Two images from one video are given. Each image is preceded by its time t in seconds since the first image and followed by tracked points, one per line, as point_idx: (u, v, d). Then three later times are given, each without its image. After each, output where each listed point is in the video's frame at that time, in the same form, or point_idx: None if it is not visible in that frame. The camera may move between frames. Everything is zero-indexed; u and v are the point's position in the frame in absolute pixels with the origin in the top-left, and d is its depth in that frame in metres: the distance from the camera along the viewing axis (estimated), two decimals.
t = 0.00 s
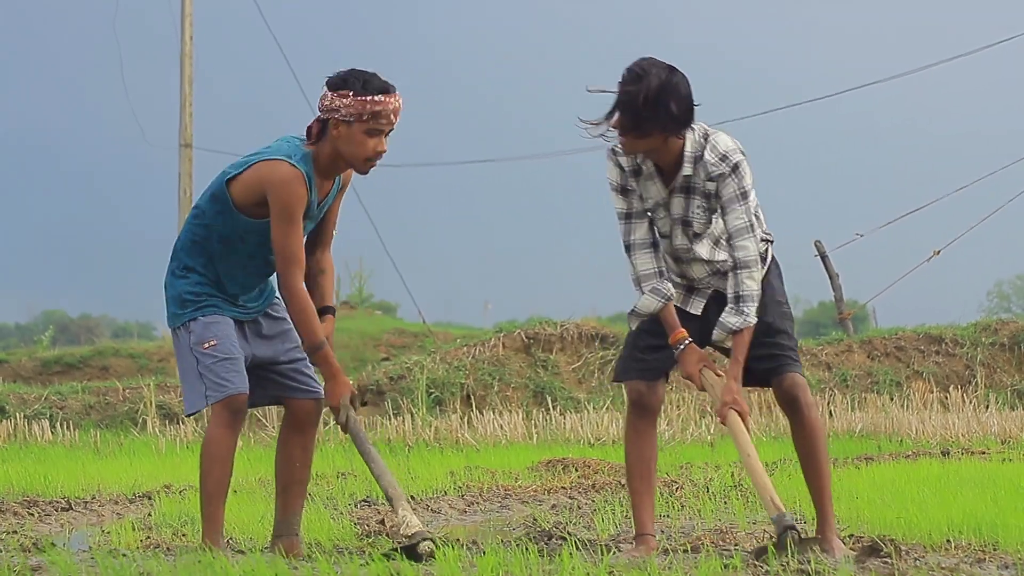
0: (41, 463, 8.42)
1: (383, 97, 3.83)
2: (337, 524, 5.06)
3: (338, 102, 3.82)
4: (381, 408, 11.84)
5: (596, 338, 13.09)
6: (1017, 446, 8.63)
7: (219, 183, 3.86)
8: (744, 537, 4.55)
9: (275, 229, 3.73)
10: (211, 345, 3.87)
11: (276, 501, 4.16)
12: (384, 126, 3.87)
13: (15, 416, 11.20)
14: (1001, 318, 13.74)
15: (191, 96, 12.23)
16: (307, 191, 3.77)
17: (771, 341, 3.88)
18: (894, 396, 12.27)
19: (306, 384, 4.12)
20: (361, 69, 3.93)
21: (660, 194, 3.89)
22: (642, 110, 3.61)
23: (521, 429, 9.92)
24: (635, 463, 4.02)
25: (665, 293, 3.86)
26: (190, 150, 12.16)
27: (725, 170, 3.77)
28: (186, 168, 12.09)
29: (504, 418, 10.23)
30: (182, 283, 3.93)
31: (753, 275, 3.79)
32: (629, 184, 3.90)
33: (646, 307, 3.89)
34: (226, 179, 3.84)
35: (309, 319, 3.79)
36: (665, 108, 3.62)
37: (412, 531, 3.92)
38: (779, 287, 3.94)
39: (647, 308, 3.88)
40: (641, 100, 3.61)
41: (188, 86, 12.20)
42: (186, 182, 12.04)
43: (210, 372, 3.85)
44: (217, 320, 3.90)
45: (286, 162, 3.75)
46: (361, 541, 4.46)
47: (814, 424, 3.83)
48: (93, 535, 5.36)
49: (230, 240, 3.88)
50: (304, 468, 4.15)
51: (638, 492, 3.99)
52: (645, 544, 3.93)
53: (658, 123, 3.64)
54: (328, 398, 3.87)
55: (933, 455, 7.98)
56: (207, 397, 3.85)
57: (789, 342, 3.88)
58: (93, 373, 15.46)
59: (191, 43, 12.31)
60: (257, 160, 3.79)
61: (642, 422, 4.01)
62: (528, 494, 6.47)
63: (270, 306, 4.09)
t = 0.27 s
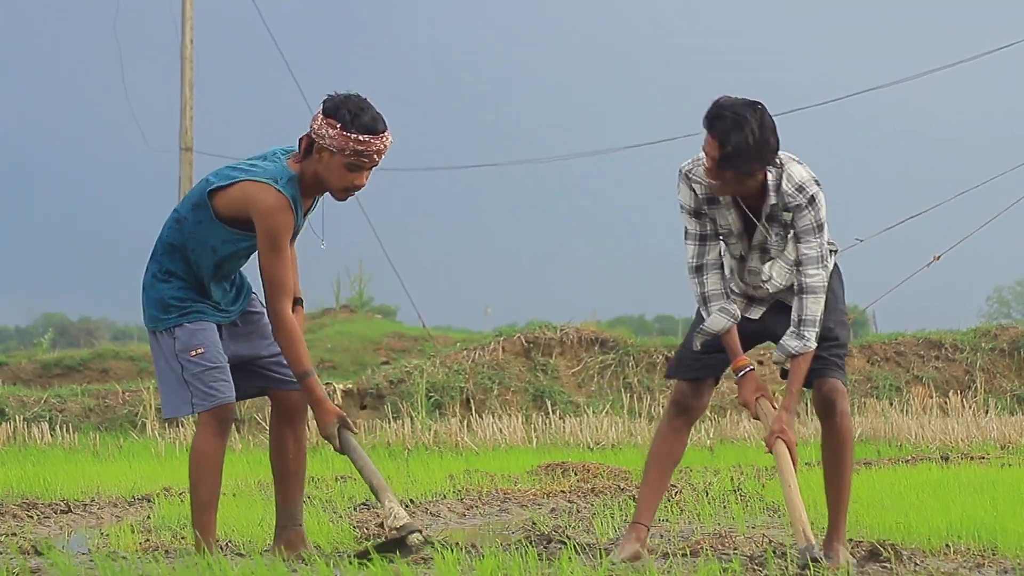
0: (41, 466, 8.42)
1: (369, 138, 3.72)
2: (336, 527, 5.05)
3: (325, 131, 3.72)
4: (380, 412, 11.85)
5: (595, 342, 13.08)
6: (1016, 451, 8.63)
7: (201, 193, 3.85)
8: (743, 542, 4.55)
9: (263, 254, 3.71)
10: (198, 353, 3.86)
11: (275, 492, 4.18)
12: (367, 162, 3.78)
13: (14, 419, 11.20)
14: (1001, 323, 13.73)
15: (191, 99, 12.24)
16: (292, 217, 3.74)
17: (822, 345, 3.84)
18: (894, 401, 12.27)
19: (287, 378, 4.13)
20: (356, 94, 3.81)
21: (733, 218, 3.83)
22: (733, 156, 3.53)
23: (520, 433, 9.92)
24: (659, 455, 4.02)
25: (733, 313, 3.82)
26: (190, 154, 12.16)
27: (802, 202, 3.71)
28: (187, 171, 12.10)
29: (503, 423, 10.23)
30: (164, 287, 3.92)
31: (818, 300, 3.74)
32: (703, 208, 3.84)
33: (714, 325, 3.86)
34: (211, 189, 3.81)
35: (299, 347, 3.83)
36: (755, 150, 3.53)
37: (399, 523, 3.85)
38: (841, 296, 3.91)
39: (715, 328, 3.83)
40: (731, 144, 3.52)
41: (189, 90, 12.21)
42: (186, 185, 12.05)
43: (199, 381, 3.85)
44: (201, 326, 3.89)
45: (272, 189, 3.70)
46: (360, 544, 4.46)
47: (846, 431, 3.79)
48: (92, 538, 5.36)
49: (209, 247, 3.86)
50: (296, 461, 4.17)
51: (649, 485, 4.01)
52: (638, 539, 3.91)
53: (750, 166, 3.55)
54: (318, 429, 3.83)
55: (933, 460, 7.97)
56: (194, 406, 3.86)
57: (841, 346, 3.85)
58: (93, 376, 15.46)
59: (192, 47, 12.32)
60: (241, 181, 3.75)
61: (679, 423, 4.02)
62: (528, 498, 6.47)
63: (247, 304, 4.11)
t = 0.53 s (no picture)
0: (37, 456, 8.41)
1: (373, 147, 3.69)
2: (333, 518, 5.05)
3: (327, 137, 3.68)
4: (377, 403, 11.84)
5: (592, 335, 13.08)
6: (1012, 446, 8.64)
7: (202, 186, 3.84)
8: (739, 535, 4.55)
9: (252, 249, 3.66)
10: (192, 344, 3.87)
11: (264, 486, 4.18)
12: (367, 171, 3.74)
13: (10, 409, 11.18)
14: (997, 318, 13.74)
15: (189, 90, 12.21)
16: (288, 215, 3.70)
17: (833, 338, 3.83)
18: (890, 395, 12.28)
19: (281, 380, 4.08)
20: (362, 100, 3.76)
21: (753, 226, 3.88)
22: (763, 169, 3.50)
23: (517, 425, 9.92)
24: (664, 445, 4.11)
25: (744, 325, 3.89)
26: (188, 144, 12.14)
27: (829, 207, 3.68)
28: (184, 162, 12.08)
29: (500, 415, 10.23)
30: (164, 276, 3.93)
31: (837, 306, 3.75)
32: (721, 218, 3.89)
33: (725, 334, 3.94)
34: (213, 182, 3.78)
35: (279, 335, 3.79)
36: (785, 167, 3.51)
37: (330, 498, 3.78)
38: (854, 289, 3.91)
39: (725, 338, 3.92)
40: (760, 157, 3.50)
41: (187, 80, 12.18)
42: (183, 176, 12.03)
43: (191, 371, 3.86)
44: (197, 317, 3.89)
45: (271, 186, 3.66)
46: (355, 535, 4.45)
47: (851, 433, 3.77)
48: (88, 528, 5.36)
49: (206, 240, 3.84)
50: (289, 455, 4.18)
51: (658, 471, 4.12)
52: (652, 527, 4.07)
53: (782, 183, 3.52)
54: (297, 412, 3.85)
55: (929, 454, 7.98)
56: (185, 395, 3.86)
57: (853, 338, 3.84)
58: (89, 366, 15.45)
59: (190, 37, 12.29)
60: (243, 176, 3.71)
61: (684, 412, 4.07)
62: (524, 490, 6.48)
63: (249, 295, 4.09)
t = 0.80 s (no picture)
0: (36, 449, 8.42)
1: (400, 186, 3.64)
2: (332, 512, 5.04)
3: (357, 167, 3.65)
4: (376, 397, 11.84)
5: (592, 329, 13.08)
6: (1011, 439, 8.64)
7: (225, 195, 3.85)
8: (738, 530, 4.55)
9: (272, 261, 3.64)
10: (196, 346, 3.87)
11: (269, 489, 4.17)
12: (391, 208, 3.70)
13: (10, 402, 11.18)
14: (997, 312, 13.73)
15: (188, 83, 12.20)
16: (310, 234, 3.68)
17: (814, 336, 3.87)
18: (890, 389, 12.27)
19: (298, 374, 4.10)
20: (398, 137, 3.72)
21: (721, 227, 3.85)
22: (733, 171, 3.46)
23: (516, 419, 9.92)
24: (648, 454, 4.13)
25: (717, 325, 3.91)
26: (187, 137, 12.13)
27: (799, 203, 3.65)
28: (184, 155, 12.07)
29: (499, 408, 10.23)
30: (175, 277, 3.93)
31: (813, 304, 3.76)
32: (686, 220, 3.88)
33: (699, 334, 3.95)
34: (237, 193, 3.80)
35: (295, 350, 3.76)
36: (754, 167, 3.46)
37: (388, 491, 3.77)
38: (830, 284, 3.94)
39: (699, 338, 3.93)
40: (731, 158, 3.46)
41: (186, 73, 12.16)
42: (183, 169, 12.02)
43: (191, 372, 3.87)
44: (204, 321, 3.89)
45: (296, 203, 3.65)
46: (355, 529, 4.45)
47: (837, 425, 3.81)
48: (88, 521, 5.36)
49: (224, 247, 3.84)
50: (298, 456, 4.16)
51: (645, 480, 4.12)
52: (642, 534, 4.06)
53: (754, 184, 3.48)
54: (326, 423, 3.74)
55: (929, 448, 7.97)
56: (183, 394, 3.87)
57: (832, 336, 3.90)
58: (88, 359, 15.44)
59: (189, 30, 12.27)
60: (270, 189, 3.71)
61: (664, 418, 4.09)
62: (523, 484, 6.47)
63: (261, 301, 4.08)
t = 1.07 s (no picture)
0: (36, 450, 8.42)
1: (427, 239, 3.60)
2: (331, 512, 5.05)
3: (384, 217, 3.60)
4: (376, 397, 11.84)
5: (591, 329, 13.08)
6: (1011, 440, 8.64)
7: (249, 224, 3.80)
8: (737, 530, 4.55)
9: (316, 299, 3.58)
10: (194, 361, 3.88)
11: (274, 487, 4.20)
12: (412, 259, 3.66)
13: (9, 403, 11.18)
14: (996, 312, 13.73)
15: (188, 83, 12.20)
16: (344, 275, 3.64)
17: (786, 342, 3.93)
18: (889, 389, 12.28)
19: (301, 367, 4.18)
20: (426, 190, 3.66)
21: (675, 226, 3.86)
22: (671, 168, 3.49)
23: (516, 420, 9.93)
24: (625, 456, 4.13)
25: (692, 318, 3.96)
26: (187, 138, 12.13)
27: (748, 200, 3.66)
28: (184, 155, 12.07)
29: (499, 409, 10.23)
30: (179, 291, 3.89)
31: (772, 301, 3.78)
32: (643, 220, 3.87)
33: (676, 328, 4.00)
34: (264, 227, 3.74)
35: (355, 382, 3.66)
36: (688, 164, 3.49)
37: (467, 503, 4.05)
38: (797, 293, 4.01)
39: (674, 332, 3.99)
40: (667, 155, 3.48)
41: (187, 73, 12.16)
42: (183, 170, 12.02)
43: (186, 386, 3.88)
44: (205, 337, 3.90)
45: (329, 246, 3.60)
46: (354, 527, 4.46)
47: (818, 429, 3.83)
48: (87, 521, 5.37)
49: (248, 274, 3.84)
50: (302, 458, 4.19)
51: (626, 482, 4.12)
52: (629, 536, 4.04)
53: (688, 181, 3.51)
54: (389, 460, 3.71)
55: (927, 448, 7.98)
56: (176, 405, 3.89)
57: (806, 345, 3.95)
58: (88, 359, 15.45)
59: (190, 31, 12.27)
60: (301, 228, 3.66)
61: (635, 417, 4.09)
62: (522, 484, 6.47)
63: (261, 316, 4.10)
